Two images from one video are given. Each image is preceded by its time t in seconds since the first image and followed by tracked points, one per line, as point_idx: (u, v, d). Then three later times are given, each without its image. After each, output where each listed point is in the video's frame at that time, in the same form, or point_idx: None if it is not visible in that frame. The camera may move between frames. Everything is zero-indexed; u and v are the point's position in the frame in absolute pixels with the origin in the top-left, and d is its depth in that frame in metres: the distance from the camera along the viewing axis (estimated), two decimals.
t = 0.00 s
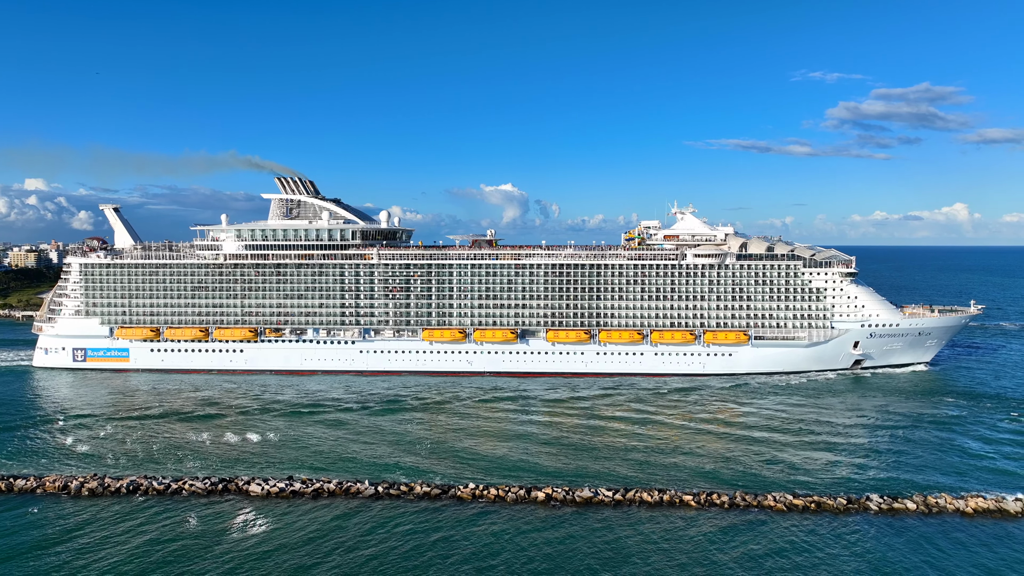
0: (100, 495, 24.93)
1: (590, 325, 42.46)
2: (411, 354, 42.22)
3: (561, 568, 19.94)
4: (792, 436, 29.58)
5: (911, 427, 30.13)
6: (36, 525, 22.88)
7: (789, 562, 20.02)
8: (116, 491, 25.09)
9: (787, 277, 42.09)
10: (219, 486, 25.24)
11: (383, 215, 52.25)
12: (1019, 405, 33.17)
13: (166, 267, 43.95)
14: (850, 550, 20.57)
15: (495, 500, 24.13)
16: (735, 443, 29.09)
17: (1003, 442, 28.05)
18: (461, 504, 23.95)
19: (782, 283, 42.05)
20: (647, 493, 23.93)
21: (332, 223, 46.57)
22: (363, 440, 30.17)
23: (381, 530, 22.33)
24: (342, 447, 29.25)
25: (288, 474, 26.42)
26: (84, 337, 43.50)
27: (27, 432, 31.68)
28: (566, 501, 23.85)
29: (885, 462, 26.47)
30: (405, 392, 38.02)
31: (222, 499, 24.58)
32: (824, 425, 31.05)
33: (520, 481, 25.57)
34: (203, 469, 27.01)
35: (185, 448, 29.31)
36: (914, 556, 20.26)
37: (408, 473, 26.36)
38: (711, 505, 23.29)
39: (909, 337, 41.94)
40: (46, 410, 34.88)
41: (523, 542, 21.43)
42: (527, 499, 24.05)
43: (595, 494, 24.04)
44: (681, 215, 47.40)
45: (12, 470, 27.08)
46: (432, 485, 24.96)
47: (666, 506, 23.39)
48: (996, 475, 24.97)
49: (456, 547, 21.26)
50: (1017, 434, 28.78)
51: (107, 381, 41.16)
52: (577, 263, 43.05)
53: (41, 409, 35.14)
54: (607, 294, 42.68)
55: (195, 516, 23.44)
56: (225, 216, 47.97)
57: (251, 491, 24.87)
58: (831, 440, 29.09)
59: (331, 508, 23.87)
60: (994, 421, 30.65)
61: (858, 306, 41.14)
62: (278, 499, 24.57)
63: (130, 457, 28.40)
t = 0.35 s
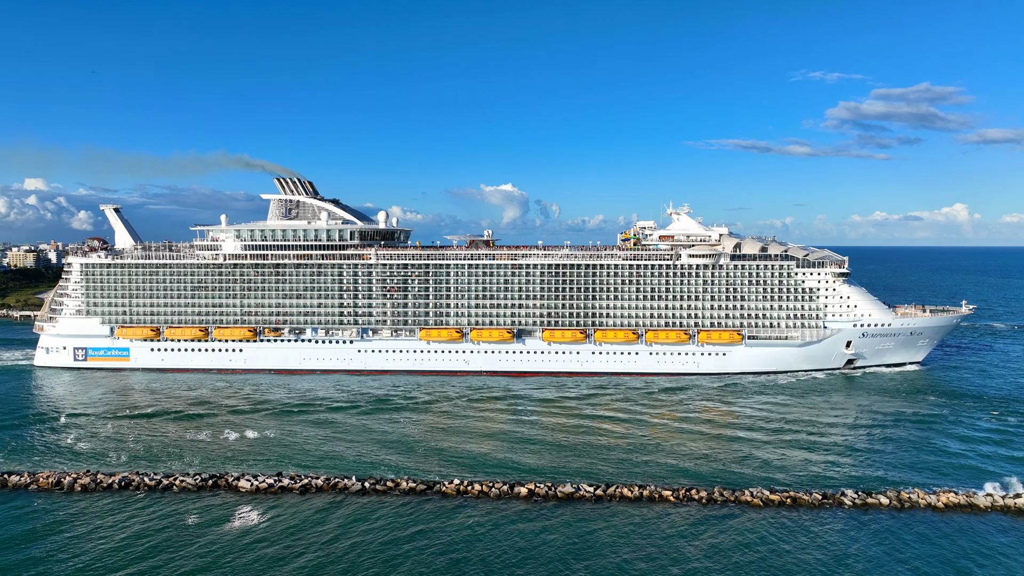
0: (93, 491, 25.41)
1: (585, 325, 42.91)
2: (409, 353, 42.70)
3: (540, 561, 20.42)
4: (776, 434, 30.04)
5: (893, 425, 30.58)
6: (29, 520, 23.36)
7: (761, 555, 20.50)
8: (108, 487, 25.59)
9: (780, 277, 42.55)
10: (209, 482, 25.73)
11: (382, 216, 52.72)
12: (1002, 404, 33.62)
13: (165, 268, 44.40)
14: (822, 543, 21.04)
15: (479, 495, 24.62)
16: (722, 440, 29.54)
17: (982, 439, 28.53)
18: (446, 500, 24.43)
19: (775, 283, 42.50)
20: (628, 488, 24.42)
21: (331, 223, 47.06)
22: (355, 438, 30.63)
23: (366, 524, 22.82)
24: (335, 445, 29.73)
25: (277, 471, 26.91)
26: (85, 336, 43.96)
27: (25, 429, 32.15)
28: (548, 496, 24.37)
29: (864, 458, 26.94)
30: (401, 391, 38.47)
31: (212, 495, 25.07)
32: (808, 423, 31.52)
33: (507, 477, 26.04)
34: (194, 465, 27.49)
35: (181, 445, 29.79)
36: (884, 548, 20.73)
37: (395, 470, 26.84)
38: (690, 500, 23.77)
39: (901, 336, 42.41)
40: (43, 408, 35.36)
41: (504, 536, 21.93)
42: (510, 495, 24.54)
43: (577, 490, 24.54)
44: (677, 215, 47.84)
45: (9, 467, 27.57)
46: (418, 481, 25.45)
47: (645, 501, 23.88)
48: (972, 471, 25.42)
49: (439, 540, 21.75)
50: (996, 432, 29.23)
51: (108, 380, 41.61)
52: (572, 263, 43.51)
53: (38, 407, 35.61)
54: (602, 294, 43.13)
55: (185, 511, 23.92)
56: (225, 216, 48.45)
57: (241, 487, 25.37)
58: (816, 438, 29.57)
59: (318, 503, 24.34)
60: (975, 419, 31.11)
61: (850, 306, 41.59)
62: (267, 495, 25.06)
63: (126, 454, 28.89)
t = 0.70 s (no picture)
0: (86, 488, 25.89)
1: (581, 324, 43.36)
2: (406, 353, 43.17)
3: (520, 555, 20.90)
4: (761, 432, 30.51)
5: (876, 424, 31.03)
6: (23, 515, 23.83)
7: (736, 549, 20.98)
8: (101, 484, 26.06)
9: (773, 278, 43.00)
10: (199, 478, 26.22)
11: (380, 216, 53.21)
12: (986, 402, 34.06)
13: (166, 268, 44.86)
14: (797, 537, 21.50)
15: (464, 492, 25.09)
16: (710, 439, 29.98)
17: (963, 437, 28.98)
18: (432, 496, 24.89)
19: (769, 284, 42.93)
20: (610, 485, 24.90)
21: (330, 224, 47.55)
22: (349, 436, 31.08)
23: (352, 520, 23.28)
24: (329, 442, 30.17)
25: (266, 467, 27.38)
26: (85, 335, 44.42)
27: (22, 427, 32.61)
28: (531, 492, 24.85)
29: (845, 456, 27.39)
30: (398, 390, 38.94)
31: (202, 491, 25.55)
32: (795, 421, 31.98)
33: (494, 474, 26.49)
34: (187, 463, 27.96)
35: (177, 443, 30.25)
36: (857, 542, 21.18)
37: (384, 466, 27.28)
38: (670, 497, 24.26)
39: (893, 336, 42.88)
40: (39, 407, 35.80)
41: (487, 530, 22.41)
42: (494, 491, 25.02)
43: (560, 486, 25.01)
44: (672, 216, 48.27)
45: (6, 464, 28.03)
46: (404, 478, 25.91)
47: (627, 497, 24.38)
48: (951, 468, 25.84)
49: (422, 535, 22.22)
50: (977, 429, 29.70)
51: (108, 379, 42.08)
52: (568, 264, 43.97)
53: (35, 406, 36.07)
54: (597, 295, 43.59)
55: (175, 507, 24.39)
56: (224, 217, 48.93)
57: (231, 484, 25.85)
58: (801, 436, 30.03)
59: (306, 499, 24.81)
60: (958, 416, 31.55)
61: (843, 306, 42.02)
62: (256, 491, 25.53)
63: (123, 451, 29.36)
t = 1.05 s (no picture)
0: (79, 485, 26.42)
1: (577, 325, 43.84)
2: (404, 352, 43.65)
3: (500, 550, 21.43)
4: (748, 430, 31.03)
5: (860, 422, 31.50)
6: (17, 512, 24.31)
7: (711, 544, 21.51)
8: (94, 481, 26.58)
9: (767, 279, 43.47)
10: (190, 476, 26.76)
11: (378, 217, 53.73)
12: (971, 400, 34.53)
13: (166, 269, 45.34)
14: (771, 532, 22.01)
15: (449, 489, 25.62)
16: (698, 437, 30.47)
17: (945, 435, 29.43)
18: (418, 493, 25.42)
19: (762, 284, 43.41)
20: (592, 482, 25.43)
21: (328, 225, 48.06)
22: (343, 434, 31.57)
23: (337, 516, 23.80)
24: (323, 441, 30.64)
25: (256, 465, 27.91)
26: (86, 336, 44.91)
27: (19, 426, 33.11)
28: (514, 489, 25.38)
29: (827, 453, 27.89)
30: (395, 390, 39.42)
31: (193, 488, 26.07)
32: (781, 420, 32.47)
33: (482, 471, 27.01)
34: (180, 461, 28.49)
35: (172, 442, 30.73)
36: (829, 537, 21.69)
37: (373, 465, 27.79)
38: (650, 494, 24.80)
39: (885, 336, 43.38)
40: (37, 406, 36.29)
41: (470, 526, 22.94)
42: (479, 488, 25.55)
43: (543, 483, 25.53)
44: (667, 218, 48.75)
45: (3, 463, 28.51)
46: (391, 475, 26.43)
47: (608, 494, 24.92)
48: (929, 466, 26.33)
49: (406, 531, 22.75)
50: (960, 428, 30.20)
51: (109, 379, 42.60)
52: (564, 265, 44.45)
53: (32, 405, 36.54)
54: (592, 295, 44.08)
55: (166, 503, 24.91)
56: (224, 219, 49.43)
57: (221, 481, 26.38)
58: (787, 435, 30.52)
59: (295, 496, 25.32)
60: (942, 415, 32.02)
61: (835, 306, 42.52)
62: (245, 488, 26.06)
63: (119, 450, 29.84)
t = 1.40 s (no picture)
0: (72, 483, 26.87)
1: (572, 325, 44.28)
2: (402, 353, 44.10)
3: (482, 546, 21.88)
4: (736, 429, 31.47)
5: (845, 421, 31.97)
6: (11, 509, 24.75)
7: (690, 540, 21.97)
8: (87, 479, 27.03)
9: (760, 280, 43.91)
10: (181, 474, 27.21)
11: (376, 219, 54.19)
12: (957, 399, 34.96)
13: (166, 270, 45.75)
14: (748, 528, 22.47)
15: (435, 486, 26.08)
16: (686, 436, 30.90)
17: (928, 434, 29.89)
18: (405, 490, 25.88)
19: (756, 285, 43.86)
20: (575, 480, 25.88)
21: (326, 227, 48.51)
22: (336, 433, 32.01)
23: (324, 513, 24.25)
24: (317, 440, 31.10)
25: (246, 463, 28.38)
26: (87, 336, 45.34)
27: (15, 425, 33.57)
28: (499, 487, 25.82)
29: (809, 452, 28.36)
30: (391, 390, 39.87)
31: (184, 486, 26.53)
32: (768, 419, 32.92)
33: (470, 469, 27.45)
34: (172, 459, 28.93)
35: (168, 441, 31.16)
36: (805, 533, 22.16)
37: (363, 463, 28.23)
38: (632, 491, 25.25)
39: (878, 336, 43.82)
40: (33, 406, 36.71)
41: (454, 523, 23.40)
42: (464, 486, 26.00)
43: (527, 481, 25.97)
44: (662, 219, 49.21)
45: None
46: (379, 473, 26.88)
47: (590, 492, 25.37)
48: (909, 464, 26.78)
49: (391, 528, 23.21)
50: (944, 427, 30.63)
51: (109, 379, 43.02)
52: (560, 266, 44.91)
53: (29, 405, 36.99)
54: (588, 296, 44.53)
55: (156, 501, 25.35)
56: (223, 220, 49.87)
57: (211, 479, 26.84)
58: (775, 434, 30.97)
59: (284, 494, 25.78)
60: (926, 414, 32.49)
61: (828, 306, 42.99)
62: (235, 486, 26.51)
63: (115, 449, 30.27)
